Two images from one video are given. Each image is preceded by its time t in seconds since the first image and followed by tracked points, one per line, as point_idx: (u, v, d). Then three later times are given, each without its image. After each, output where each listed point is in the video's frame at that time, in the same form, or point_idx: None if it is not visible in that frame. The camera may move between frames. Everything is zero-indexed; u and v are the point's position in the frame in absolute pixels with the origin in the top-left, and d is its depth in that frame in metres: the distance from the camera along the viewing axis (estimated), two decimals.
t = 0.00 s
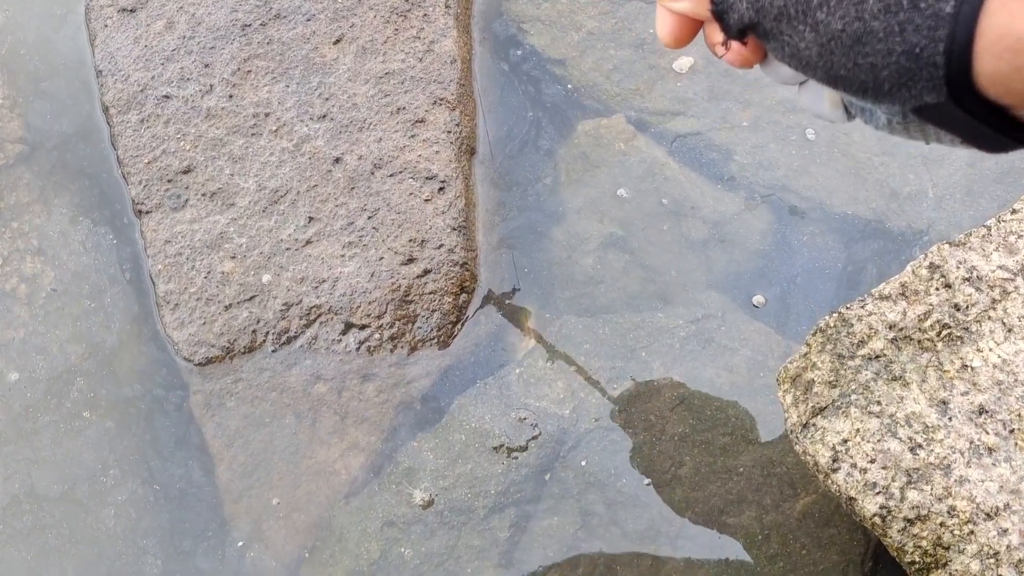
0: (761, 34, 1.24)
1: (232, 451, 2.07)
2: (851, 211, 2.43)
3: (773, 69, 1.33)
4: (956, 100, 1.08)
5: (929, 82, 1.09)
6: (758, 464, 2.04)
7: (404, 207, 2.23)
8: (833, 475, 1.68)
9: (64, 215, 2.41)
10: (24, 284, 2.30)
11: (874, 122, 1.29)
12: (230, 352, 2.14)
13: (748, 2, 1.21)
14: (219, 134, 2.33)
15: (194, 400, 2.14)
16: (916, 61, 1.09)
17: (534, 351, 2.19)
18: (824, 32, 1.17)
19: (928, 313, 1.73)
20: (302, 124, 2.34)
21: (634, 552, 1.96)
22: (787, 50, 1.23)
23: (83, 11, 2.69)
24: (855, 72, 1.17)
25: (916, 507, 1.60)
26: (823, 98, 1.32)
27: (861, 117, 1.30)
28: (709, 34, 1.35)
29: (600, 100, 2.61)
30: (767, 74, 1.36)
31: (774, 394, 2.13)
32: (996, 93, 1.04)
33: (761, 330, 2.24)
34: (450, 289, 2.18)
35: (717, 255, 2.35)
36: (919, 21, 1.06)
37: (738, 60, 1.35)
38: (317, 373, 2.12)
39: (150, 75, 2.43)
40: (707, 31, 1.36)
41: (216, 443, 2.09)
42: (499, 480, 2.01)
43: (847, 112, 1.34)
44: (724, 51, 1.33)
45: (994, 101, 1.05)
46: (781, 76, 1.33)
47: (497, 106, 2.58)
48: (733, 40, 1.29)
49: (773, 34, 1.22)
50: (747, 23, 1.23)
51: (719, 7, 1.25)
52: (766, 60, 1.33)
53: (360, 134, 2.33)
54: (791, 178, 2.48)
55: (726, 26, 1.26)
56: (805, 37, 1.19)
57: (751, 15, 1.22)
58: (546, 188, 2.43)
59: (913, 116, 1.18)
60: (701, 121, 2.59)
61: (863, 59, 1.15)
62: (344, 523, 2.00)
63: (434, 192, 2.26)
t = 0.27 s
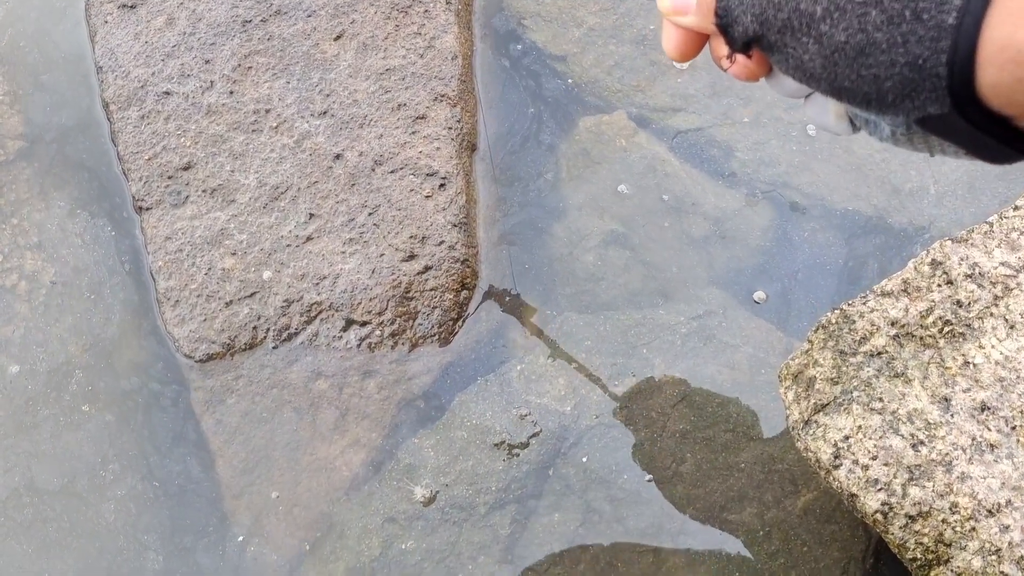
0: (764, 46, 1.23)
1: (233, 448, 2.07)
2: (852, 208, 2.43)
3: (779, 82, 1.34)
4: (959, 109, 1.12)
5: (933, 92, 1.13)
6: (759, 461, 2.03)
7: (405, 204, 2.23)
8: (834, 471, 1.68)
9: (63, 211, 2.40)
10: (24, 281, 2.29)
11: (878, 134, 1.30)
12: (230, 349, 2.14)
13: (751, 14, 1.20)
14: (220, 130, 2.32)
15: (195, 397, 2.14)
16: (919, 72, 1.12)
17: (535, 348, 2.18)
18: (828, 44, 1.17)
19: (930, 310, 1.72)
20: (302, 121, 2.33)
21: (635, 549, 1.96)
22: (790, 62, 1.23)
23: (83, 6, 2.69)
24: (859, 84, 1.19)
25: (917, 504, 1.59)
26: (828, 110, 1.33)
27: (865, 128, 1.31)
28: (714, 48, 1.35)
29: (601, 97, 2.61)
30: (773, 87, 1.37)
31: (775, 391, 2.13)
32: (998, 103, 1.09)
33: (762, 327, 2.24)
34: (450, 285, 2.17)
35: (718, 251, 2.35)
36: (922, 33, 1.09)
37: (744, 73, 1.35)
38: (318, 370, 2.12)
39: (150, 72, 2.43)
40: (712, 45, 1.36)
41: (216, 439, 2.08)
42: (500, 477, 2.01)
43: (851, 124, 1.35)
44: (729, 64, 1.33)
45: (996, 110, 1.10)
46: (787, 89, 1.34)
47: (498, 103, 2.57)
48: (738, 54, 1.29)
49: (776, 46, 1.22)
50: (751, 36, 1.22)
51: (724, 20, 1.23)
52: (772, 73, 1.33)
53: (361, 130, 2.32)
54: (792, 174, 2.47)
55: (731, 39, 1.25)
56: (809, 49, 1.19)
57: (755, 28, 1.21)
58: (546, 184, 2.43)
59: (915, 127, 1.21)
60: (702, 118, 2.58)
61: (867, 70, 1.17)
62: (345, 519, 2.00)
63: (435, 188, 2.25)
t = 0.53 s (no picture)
0: (768, 51, 1.23)
1: (233, 443, 2.07)
2: (852, 204, 2.43)
3: (782, 87, 1.33)
4: (962, 114, 1.10)
5: (935, 97, 1.11)
6: (758, 456, 2.04)
7: (405, 200, 2.23)
8: (833, 466, 1.68)
9: (61, 206, 2.40)
10: (24, 276, 2.29)
11: (881, 138, 1.28)
12: (230, 344, 2.14)
13: (754, 19, 1.19)
14: (220, 126, 2.32)
15: (195, 392, 2.14)
16: (922, 76, 1.10)
17: (534, 343, 2.19)
18: (831, 48, 1.16)
19: (929, 305, 1.73)
20: (302, 117, 2.33)
21: (634, 543, 1.96)
22: (793, 67, 1.22)
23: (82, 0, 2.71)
24: (861, 88, 1.18)
25: (916, 498, 1.60)
26: (831, 115, 1.31)
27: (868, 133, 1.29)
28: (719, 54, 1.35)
29: (601, 93, 2.61)
30: (775, 92, 1.35)
31: (774, 386, 2.13)
32: (1001, 108, 1.06)
33: (762, 323, 2.24)
34: (450, 281, 2.18)
35: (717, 246, 2.35)
36: (925, 36, 1.08)
37: (748, 79, 1.34)
38: (318, 365, 2.12)
39: (150, 67, 2.43)
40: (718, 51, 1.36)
41: (217, 434, 2.09)
42: (500, 472, 2.02)
43: (855, 129, 1.33)
44: (731, 69, 1.33)
45: (999, 115, 1.07)
46: (790, 93, 1.32)
47: (498, 99, 2.57)
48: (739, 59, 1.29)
49: (779, 50, 1.21)
50: (754, 40, 1.22)
51: (727, 26, 1.23)
52: (775, 78, 1.32)
53: (360, 126, 2.32)
54: (791, 170, 2.47)
55: (733, 45, 1.25)
56: (812, 53, 1.18)
57: (759, 33, 1.21)
58: (546, 180, 2.43)
59: (918, 132, 1.19)
60: (702, 114, 2.59)
61: (870, 74, 1.16)
62: (345, 514, 2.01)
63: (435, 184, 2.26)
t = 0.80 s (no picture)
0: (771, 42, 1.24)
1: (233, 439, 2.08)
2: (851, 202, 2.43)
3: (784, 80, 1.35)
4: (965, 106, 1.12)
5: (937, 89, 1.13)
6: (757, 453, 2.04)
7: (405, 196, 2.24)
8: (831, 462, 1.69)
9: (61, 202, 2.41)
10: (25, 271, 2.30)
11: (882, 130, 1.31)
12: (230, 340, 2.14)
13: (758, 10, 1.21)
14: (220, 122, 2.33)
15: (196, 388, 2.15)
16: (925, 68, 1.12)
17: (534, 339, 2.19)
18: (834, 39, 1.17)
19: (927, 302, 1.74)
20: (302, 113, 2.34)
21: (632, 539, 1.97)
22: (796, 58, 1.23)
23: None
24: (863, 79, 1.19)
25: (913, 494, 1.61)
26: (834, 108, 1.34)
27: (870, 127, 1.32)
28: (723, 45, 1.36)
29: (601, 90, 2.61)
30: (777, 85, 1.38)
31: (773, 383, 2.14)
32: (1002, 100, 1.09)
33: (761, 320, 2.25)
34: (450, 278, 2.18)
35: (716, 244, 2.36)
36: (928, 29, 1.10)
37: (750, 71, 1.36)
38: (318, 361, 2.13)
39: (151, 64, 2.43)
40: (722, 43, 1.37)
41: (217, 430, 2.10)
42: (499, 468, 2.02)
43: (854, 122, 1.37)
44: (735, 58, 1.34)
45: (1000, 109, 1.10)
46: (792, 87, 1.35)
47: (498, 96, 2.58)
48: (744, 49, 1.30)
49: (783, 42, 1.22)
50: (758, 31, 1.23)
51: (731, 16, 1.24)
52: (778, 70, 1.34)
53: (361, 123, 2.33)
54: (790, 167, 2.48)
55: (737, 36, 1.27)
56: (815, 44, 1.19)
57: (762, 23, 1.22)
58: (546, 177, 2.43)
59: (919, 124, 1.21)
60: (702, 111, 2.59)
61: (872, 65, 1.17)
62: (345, 510, 2.01)
63: (435, 181, 2.26)
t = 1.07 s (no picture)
0: (772, 36, 1.12)
1: (232, 435, 2.09)
2: (849, 200, 2.43)
3: (786, 76, 1.22)
4: (967, 106, 0.99)
5: (940, 86, 1.00)
6: (754, 450, 2.05)
7: (404, 194, 2.24)
8: (827, 460, 1.70)
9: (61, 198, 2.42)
10: (24, 269, 2.30)
11: (884, 128, 1.18)
12: (229, 338, 2.15)
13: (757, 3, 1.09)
14: (219, 120, 2.33)
15: (194, 385, 2.15)
16: (927, 66, 0.99)
17: (532, 337, 2.20)
18: (836, 34, 1.05)
19: (924, 300, 1.74)
20: (301, 111, 2.34)
21: (630, 536, 1.98)
22: (797, 53, 1.11)
23: None
24: (866, 75, 1.06)
25: (909, 492, 1.61)
26: (836, 104, 1.21)
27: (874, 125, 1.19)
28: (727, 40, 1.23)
29: (600, 88, 2.61)
30: (776, 78, 1.24)
31: (770, 381, 2.14)
32: (1006, 101, 0.95)
33: (758, 318, 2.25)
34: (448, 275, 2.19)
35: (714, 242, 2.36)
36: (931, 24, 0.97)
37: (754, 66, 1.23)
38: (317, 358, 2.13)
39: (151, 61, 2.44)
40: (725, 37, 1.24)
41: (216, 427, 2.10)
42: (497, 465, 2.03)
43: (857, 119, 1.23)
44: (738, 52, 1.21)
45: (1004, 108, 0.96)
46: (793, 81, 1.21)
47: (497, 94, 2.58)
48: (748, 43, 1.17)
49: (783, 36, 1.10)
50: (759, 25, 1.12)
51: (732, 9, 1.13)
52: (779, 64, 1.21)
53: (360, 121, 2.33)
54: (788, 166, 2.48)
55: (738, 29, 1.15)
56: (817, 39, 1.07)
57: (763, 17, 1.10)
58: (544, 175, 2.43)
59: (921, 121, 1.08)
60: (700, 109, 2.59)
61: (875, 61, 1.05)
62: (343, 506, 2.02)
63: (433, 179, 2.27)
